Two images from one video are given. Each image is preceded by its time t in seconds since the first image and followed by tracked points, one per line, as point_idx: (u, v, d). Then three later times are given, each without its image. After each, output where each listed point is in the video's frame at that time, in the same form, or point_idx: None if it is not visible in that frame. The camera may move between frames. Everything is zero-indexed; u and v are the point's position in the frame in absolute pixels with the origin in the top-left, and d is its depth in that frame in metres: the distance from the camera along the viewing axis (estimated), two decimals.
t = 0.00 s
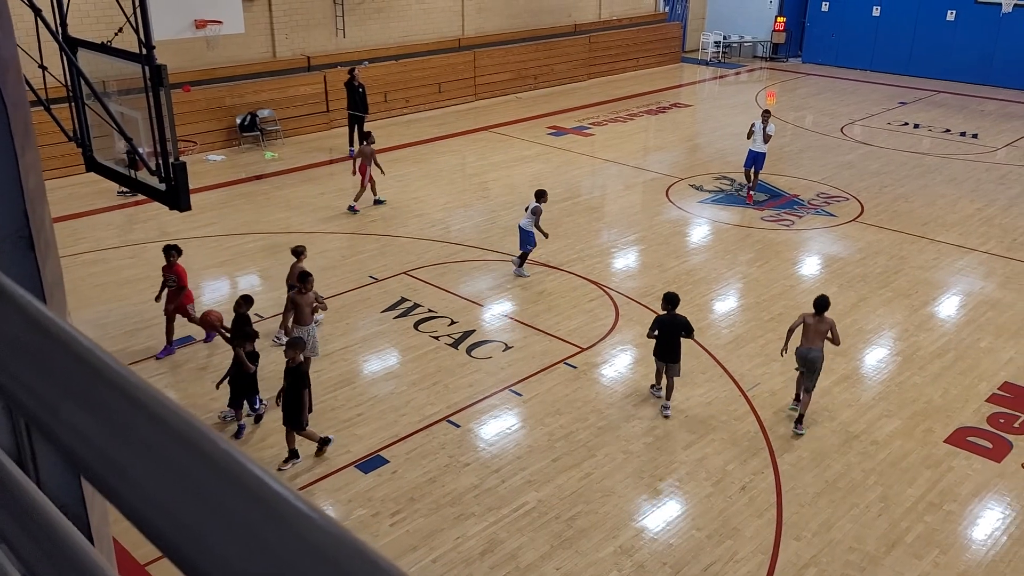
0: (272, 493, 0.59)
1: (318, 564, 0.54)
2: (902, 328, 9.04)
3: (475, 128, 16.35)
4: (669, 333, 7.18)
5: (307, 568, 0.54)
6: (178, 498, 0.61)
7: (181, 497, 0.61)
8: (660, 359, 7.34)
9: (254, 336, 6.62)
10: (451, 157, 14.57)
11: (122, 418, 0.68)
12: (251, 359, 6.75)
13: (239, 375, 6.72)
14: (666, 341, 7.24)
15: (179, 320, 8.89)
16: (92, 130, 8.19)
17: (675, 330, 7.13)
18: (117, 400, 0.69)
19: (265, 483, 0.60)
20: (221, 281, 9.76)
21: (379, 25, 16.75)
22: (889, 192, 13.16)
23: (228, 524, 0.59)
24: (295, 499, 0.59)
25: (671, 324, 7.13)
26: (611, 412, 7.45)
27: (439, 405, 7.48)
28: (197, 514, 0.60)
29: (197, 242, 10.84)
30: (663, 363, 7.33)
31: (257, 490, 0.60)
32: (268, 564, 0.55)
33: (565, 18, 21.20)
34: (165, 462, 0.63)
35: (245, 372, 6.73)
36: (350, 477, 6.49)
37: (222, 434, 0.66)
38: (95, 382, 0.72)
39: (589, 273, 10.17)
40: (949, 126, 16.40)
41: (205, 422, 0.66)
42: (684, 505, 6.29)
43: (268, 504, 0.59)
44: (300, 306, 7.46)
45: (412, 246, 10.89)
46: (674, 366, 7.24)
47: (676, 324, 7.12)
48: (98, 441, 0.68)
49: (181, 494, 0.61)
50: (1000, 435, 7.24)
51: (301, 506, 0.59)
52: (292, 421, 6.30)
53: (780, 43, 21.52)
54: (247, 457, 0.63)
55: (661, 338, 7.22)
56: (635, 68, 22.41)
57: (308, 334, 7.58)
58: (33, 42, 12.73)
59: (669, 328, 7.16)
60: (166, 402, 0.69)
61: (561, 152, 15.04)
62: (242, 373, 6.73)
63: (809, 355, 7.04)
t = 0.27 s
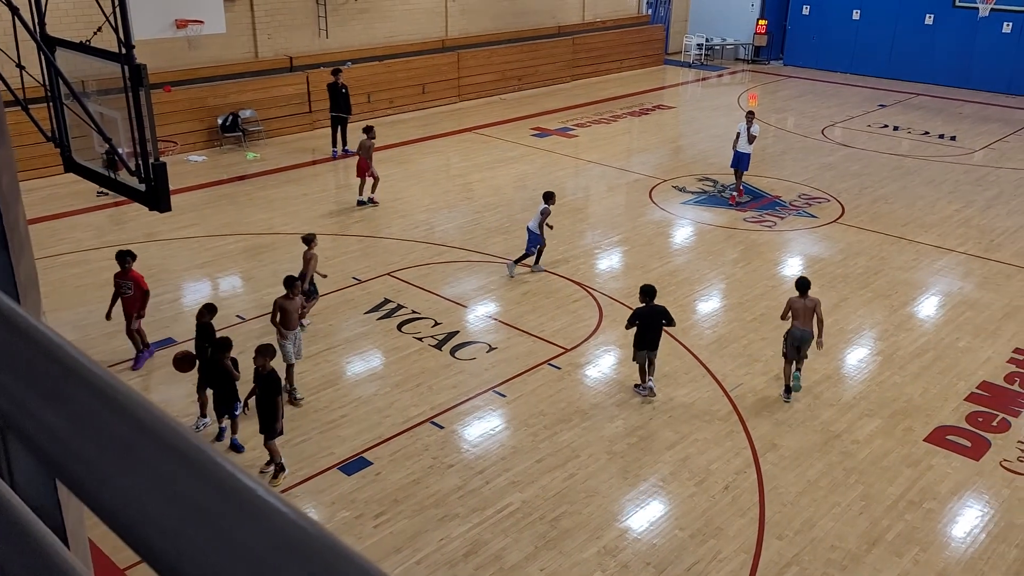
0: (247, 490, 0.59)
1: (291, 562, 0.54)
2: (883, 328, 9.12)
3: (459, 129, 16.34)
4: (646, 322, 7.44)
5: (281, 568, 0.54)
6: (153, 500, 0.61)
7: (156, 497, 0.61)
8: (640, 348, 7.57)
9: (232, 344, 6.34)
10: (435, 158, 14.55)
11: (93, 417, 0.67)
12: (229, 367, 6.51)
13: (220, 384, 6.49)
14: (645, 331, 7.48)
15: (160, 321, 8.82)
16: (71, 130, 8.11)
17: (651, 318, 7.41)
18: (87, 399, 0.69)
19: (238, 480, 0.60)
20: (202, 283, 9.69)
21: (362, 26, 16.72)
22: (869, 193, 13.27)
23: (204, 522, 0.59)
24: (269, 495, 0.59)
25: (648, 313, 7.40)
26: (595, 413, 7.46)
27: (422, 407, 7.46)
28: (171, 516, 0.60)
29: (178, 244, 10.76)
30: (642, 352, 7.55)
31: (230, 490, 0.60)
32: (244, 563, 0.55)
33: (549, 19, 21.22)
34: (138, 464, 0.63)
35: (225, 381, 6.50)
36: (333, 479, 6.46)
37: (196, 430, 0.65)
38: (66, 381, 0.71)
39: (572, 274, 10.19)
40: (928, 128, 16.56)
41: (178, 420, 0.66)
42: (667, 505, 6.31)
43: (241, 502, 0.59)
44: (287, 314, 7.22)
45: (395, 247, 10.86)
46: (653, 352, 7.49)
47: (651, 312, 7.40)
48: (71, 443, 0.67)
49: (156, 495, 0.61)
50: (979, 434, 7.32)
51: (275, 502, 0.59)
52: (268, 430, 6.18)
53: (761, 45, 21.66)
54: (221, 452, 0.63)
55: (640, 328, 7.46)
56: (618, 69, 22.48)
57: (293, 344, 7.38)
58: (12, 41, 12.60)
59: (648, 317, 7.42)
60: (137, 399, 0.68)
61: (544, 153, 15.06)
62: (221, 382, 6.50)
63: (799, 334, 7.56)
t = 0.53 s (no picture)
0: (237, 486, 0.60)
1: (281, 556, 0.55)
2: (871, 328, 9.16)
3: (449, 130, 16.32)
4: (631, 316, 7.46)
5: (270, 560, 0.55)
6: (145, 496, 0.62)
7: (148, 494, 0.62)
8: (626, 342, 7.58)
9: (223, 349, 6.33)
10: (425, 159, 14.53)
11: (87, 417, 0.68)
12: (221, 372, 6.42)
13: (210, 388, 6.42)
14: (631, 325, 7.50)
15: (149, 322, 8.78)
16: (59, 130, 8.07)
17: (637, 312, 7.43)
18: (83, 400, 0.70)
19: (230, 476, 0.61)
20: (191, 283, 9.66)
21: (352, 26, 16.69)
22: (858, 194, 13.34)
23: (196, 520, 0.60)
24: (260, 491, 0.60)
25: (633, 306, 7.42)
26: (585, 413, 7.48)
27: (413, 407, 7.45)
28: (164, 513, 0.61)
29: (167, 244, 10.72)
30: (629, 347, 7.56)
31: (222, 485, 0.61)
32: (234, 558, 0.56)
33: (538, 20, 21.23)
34: (131, 462, 0.64)
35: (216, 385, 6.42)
36: (323, 480, 6.45)
37: (189, 428, 0.66)
38: (62, 382, 0.72)
39: (562, 274, 10.21)
40: (916, 129, 16.65)
41: (171, 419, 0.67)
42: (657, 505, 6.33)
43: (232, 498, 0.60)
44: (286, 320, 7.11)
45: (385, 247, 10.85)
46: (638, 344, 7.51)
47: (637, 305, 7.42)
48: (64, 442, 0.68)
49: (149, 492, 0.62)
50: (967, 433, 7.36)
51: (265, 497, 0.60)
52: (250, 441, 6.04)
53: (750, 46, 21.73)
54: (214, 451, 0.64)
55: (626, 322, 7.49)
56: (607, 70, 22.51)
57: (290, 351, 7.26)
58: None
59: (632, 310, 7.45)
60: (132, 399, 0.70)
61: (535, 154, 15.07)
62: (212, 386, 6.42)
63: (793, 312, 8.04)
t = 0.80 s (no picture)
0: (236, 484, 0.62)
1: (280, 552, 0.57)
2: (862, 328, 9.20)
3: (441, 130, 16.31)
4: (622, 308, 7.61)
5: (268, 558, 0.57)
6: (141, 491, 0.64)
7: (144, 490, 0.64)
8: (614, 333, 7.73)
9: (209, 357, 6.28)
10: (417, 159, 14.53)
11: (83, 414, 0.70)
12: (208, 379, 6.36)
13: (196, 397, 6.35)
14: (621, 317, 7.65)
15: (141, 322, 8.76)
16: (50, 131, 8.04)
17: (628, 304, 7.57)
18: (80, 396, 0.71)
19: (228, 474, 0.63)
20: (183, 284, 9.63)
21: (344, 27, 16.66)
22: (849, 195, 13.39)
23: (193, 517, 0.61)
24: (259, 489, 0.62)
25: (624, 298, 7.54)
26: (577, 414, 7.49)
27: (405, 408, 7.46)
28: (162, 509, 0.63)
29: (159, 245, 10.69)
30: (617, 337, 7.72)
31: (219, 482, 0.63)
32: (233, 555, 0.58)
33: (531, 21, 21.24)
34: (128, 458, 0.66)
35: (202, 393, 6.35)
36: (315, 480, 6.45)
37: (186, 427, 0.68)
38: (55, 377, 0.74)
39: (555, 275, 10.23)
40: (907, 130, 16.73)
41: (166, 416, 0.69)
42: (649, 505, 6.34)
43: (231, 496, 0.61)
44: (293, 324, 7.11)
45: (378, 248, 10.84)
46: (627, 337, 7.66)
47: (628, 297, 7.56)
48: (57, 437, 0.70)
49: (145, 489, 0.64)
50: (957, 433, 7.40)
51: (263, 495, 0.62)
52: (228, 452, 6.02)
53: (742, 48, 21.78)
54: (211, 448, 0.66)
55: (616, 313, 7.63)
56: (600, 71, 22.55)
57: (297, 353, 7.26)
58: None
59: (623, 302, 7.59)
60: (129, 397, 0.71)
61: (527, 154, 15.08)
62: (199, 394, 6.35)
63: (798, 286, 8.56)
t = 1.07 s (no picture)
0: (236, 482, 0.63)
1: (280, 550, 0.58)
2: (860, 329, 9.21)
3: (438, 131, 16.31)
4: (617, 302, 7.73)
5: (268, 555, 0.57)
6: (141, 490, 0.64)
7: (145, 490, 0.64)
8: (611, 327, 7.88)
9: (205, 361, 6.34)
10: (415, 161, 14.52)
11: (83, 414, 0.70)
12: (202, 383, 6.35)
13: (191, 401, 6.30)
14: (617, 311, 7.78)
15: (138, 323, 8.75)
16: (47, 131, 8.02)
17: (622, 299, 7.69)
18: (80, 396, 0.72)
19: (229, 473, 0.64)
20: (180, 285, 9.62)
21: (341, 27, 16.65)
22: (846, 196, 13.41)
23: (192, 515, 0.62)
24: (259, 488, 0.63)
25: (618, 293, 7.65)
26: (575, 414, 7.49)
27: (403, 409, 7.45)
28: (163, 509, 0.63)
29: (156, 246, 10.68)
30: (613, 331, 7.87)
31: (218, 481, 0.63)
32: (233, 552, 0.59)
33: (528, 22, 21.24)
34: (128, 457, 0.66)
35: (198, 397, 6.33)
36: (313, 481, 6.44)
37: (187, 427, 0.69)
38: (55, 378, 0.74)
39: (552, 276, 10.22)
40: (904, 131, 16.76)
41: (165, 416, 0.69)
42: (647, 506, 6.34)
43: (232, 494, 0.62)
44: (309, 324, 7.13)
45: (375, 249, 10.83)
46: (623, 330, 7.78)
47: (621, 292, 7.67)
48: (57, 436, 0.70)
49: (145, 488, 0.64)
50: (955, 434, 7.41)
51: (264, 494, 0.62)
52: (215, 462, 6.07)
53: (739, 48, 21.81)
54: (209, 446, 0.67)
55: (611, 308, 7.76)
56: (597, 72, 22.55)
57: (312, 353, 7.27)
58: None
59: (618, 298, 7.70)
60: (130, 397, 0.72)
61: (524, 155, 15.08)
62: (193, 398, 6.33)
63: (803, 269, 8.93)
